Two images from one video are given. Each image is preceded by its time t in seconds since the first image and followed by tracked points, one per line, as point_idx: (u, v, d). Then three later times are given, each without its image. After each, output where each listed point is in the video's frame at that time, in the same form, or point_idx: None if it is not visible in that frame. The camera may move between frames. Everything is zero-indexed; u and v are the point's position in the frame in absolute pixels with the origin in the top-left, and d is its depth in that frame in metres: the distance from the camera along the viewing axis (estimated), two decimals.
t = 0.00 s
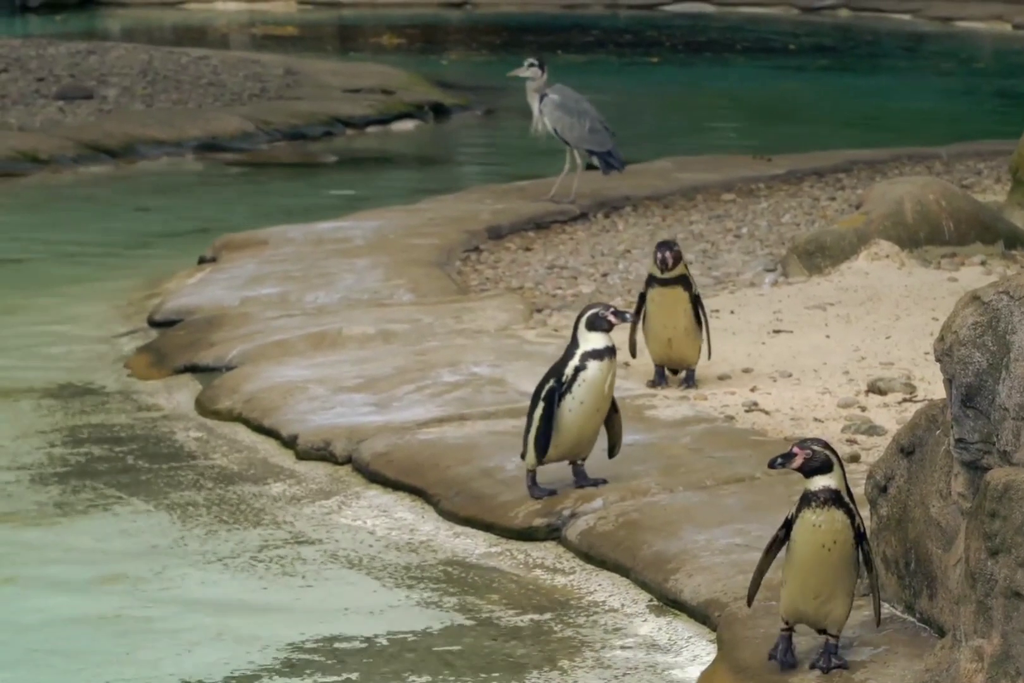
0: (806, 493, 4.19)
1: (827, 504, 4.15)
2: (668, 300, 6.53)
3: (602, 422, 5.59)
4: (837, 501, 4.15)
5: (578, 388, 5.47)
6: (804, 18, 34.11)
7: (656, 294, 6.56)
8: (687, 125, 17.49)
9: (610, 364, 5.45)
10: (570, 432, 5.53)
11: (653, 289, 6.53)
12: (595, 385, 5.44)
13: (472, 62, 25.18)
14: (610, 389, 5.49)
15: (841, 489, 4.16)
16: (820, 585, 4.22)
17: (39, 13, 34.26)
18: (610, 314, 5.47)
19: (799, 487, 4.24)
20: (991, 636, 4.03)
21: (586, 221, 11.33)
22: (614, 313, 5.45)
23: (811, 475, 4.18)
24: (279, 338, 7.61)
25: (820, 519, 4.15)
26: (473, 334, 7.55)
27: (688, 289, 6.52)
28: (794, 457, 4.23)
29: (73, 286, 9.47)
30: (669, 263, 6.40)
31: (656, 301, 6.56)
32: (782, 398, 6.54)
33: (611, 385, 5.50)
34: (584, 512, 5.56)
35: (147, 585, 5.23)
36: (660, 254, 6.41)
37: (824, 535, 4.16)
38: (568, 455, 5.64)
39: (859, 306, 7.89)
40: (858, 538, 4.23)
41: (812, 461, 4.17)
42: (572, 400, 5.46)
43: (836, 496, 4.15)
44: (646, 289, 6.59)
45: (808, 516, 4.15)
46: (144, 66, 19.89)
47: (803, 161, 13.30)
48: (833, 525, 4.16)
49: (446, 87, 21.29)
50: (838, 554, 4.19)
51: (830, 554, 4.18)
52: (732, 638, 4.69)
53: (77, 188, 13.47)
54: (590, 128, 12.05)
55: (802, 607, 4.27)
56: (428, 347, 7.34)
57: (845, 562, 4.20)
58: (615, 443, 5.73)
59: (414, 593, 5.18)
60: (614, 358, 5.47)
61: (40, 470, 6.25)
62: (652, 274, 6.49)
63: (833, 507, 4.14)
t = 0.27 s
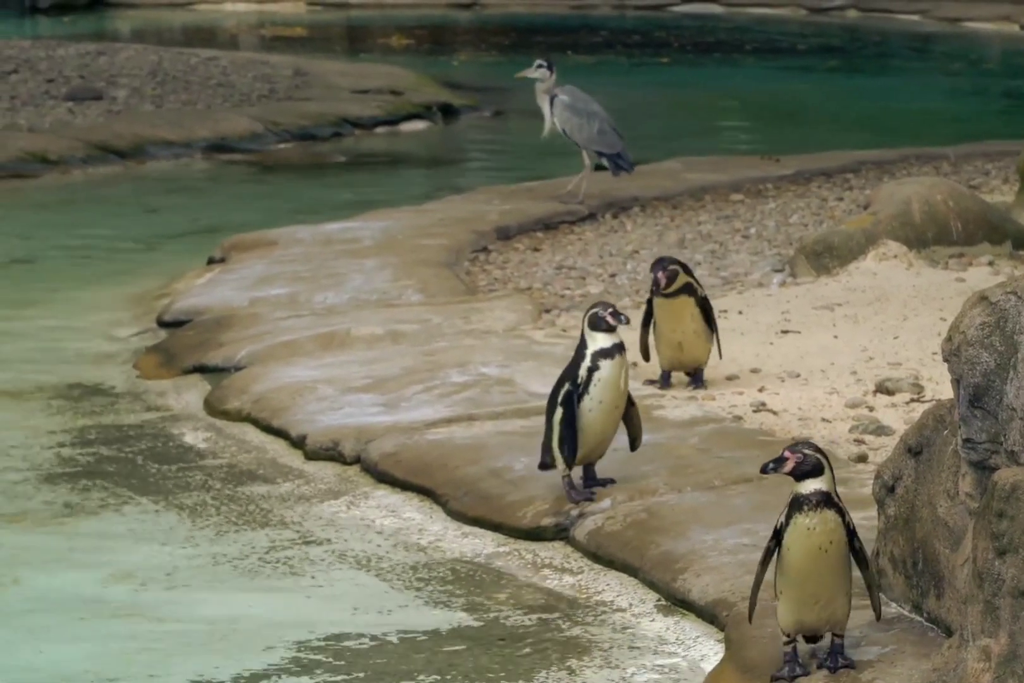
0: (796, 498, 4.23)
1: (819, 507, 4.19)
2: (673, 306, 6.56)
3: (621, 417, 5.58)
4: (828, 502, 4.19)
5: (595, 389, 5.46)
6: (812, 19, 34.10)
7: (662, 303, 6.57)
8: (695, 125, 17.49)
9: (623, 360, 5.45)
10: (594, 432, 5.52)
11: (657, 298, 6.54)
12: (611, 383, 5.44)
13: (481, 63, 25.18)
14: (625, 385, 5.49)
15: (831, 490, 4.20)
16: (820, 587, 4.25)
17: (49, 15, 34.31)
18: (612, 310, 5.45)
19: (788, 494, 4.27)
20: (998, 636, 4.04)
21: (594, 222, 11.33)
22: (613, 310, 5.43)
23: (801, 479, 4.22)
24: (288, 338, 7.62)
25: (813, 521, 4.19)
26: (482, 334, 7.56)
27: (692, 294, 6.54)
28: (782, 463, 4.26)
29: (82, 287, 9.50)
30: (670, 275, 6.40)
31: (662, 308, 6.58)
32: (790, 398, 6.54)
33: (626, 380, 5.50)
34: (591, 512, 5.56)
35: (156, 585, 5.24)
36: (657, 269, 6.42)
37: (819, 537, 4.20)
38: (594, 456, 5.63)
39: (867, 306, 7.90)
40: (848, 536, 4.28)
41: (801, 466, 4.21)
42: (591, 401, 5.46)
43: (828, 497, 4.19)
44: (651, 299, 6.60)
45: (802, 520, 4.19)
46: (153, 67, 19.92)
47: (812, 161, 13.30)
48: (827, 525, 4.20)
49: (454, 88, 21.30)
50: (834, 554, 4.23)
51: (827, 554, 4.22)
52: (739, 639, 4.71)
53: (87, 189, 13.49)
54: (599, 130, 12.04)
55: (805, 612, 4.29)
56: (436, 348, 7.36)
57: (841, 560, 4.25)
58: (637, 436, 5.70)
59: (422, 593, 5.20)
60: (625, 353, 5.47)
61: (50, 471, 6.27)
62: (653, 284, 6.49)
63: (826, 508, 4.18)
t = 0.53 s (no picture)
0: (777, 496, 4.27)
1: (796, 507, 4.22)
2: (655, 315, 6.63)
3: (618, 423, 5.55)
4: (804, 502, 4.21)
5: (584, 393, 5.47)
6: (813, 18, 34.11)
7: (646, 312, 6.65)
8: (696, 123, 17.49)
9: (614, 365, 5.44)
10: (584, 436, 5.52)
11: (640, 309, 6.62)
12: (600, 387, 5.44)
13: (482, 62, 25.19)
14: (617, 390, 5.47)
15: (809, 490, 4.22)
16: (803, 587, 4.27)
17: (51, 14, 34.31)
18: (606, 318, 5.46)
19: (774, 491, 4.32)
20: (999, 633, 4.06)
21: (595, 220, 11.34)
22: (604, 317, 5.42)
23: (781, 478, 4.26)
24: (289, 336, 7.63)
25: (789, 521, 4.23)
26: (483, 332, 7.57)
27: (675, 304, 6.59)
28: (766, 460, 4.31)
29: (84, 285, 9.50)
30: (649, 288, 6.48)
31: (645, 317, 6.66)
32: (791, 396, 6.55)
33: (619, 385, 5.48)
34: (592, 510, 5.57)
35: (157, 583, 5.25)
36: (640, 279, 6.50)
37: (794, 538, 4.22)
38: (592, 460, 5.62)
39: (868, 304, 7.91)
40: (836, 535, 4.27)
41: (781, 464, 4.25)
42: (580, 405, 5.47)
43: (804, 498, 4.21)
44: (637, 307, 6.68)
45: (777, 520, 4.23)
46: (155, 66, 19.92)
47: (813, 160, 13.31)
48: (802, 526, 4.22)
49: (456, 87, 21.31)
50: (814, 555, 4.24)
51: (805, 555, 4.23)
52: (740, 637, 4.73)
53: (89, 188, 13.50)
54: (599, 129, 12.03)
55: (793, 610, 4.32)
56: (438, 346, 7.36)
57: (823, 561, 4.24)
58: (634, 439, 5.64)
59: (423, 591, 5.20)
60: (619, 359, 5.45)
61: (52, 469, 6.28)
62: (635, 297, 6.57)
63: (800, 509, 4.20)
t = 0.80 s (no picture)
0: (783, 491, 4.31)
1: (798, 502, 4.25)
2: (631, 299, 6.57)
3: (625, 420, 5.48)
4: (807, 499, 4.24)
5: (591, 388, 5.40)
6: (810, 13, 34.10)
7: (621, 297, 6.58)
8: (693, 118, 17.49)
9: (624, 363, 5.35)
10: (588, 431, 5.47)
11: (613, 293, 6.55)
12: (606, 384, 5.37)
13: (480, 57, 25.19)
14: (624, 388, 5.39)
15: (812, 487, 4.25)
16: (801, 584, 4.29)
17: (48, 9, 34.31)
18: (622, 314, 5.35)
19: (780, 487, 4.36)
20: (996, 628, 4.07)
21: (592, 215, 11.35)
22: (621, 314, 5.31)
23: (786, 473, 4.29)
24: (286, 332, 7.63)
25: (790, 516, 4.26)
26: (480, 328, 7.58)
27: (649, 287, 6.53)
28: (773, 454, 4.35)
29: (82, 281, 9.51)
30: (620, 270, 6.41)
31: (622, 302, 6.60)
32: (787, 391, 6.56)
33: (627, 383, 5.40)
34: (589, 504, 5.58)
35: (156, 577, 5.26)
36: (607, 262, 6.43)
37: (795, 533, 4.26)
38: (595, 455, 5.58)
39: (864, 299, 7.91)
40: (838, 537, 4.28)
41: (786, 458, 4.29)
42: (586, 400, 5.41)
43: (808, 494, 4.24)
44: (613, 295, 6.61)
45: (779, 514, 4.27)
46: (153, 61, 19.92)
47: (810, 155, 13.31)
48: (803, 522, 4.25)
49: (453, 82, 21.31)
50: (814, 552, 4.26)
51: (804, 551, 4.26)
52: (737, 632, 4.74)
53: (87, 184, 13.50)
54: (595, 123, 12.03)
55: (789, 608, 4.34)
56: (435, 341, 7.37)
57: (823, 560, 4.26)
58: (642, 441, 5.63)
59: (421, 585, 5.21)
60: (629, 357, 5.36)
61: (49, 464, 6.29)
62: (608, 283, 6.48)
63: (803, 504, 4.24)
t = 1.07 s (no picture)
0: (789, 482, 4.32)
1: (807, 494, 4.27)
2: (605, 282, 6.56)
3: (638, 412, 5.50)
4: (816, 490, 4.26)
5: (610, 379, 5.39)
6: (809, 8, 34.11)
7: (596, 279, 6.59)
8: (692, 114, 17.49)
9: (643, 357, 5.35)
10: (602, 422, 5.48)
11: (588, 271, 6.60)
12: (625, 377, 5.36)
13: (479, 52, 25.20)
14: (642, 381, 5.39)
15: (821, 479, 4.27)
16: (806, 577, 4.32)
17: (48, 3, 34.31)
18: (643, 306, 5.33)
19: (786, 478, 4.37)
20: (994, 621, 4.09)
21: (591, 210, 11.36)
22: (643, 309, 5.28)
23: (795, 464, 4.31)
24: (286, 325, 7.65)
25: (799, 508, 4.28)
26: (480, 321, 7.59)
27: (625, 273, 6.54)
28: (778, 443, 4.36)
29: (82, 275, 9.52)
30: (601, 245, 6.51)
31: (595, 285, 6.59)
32: (786, 385, 6.57)
33: (644, 377, 5.40)
34: (588, 498, 5.59)
35: (156, 570, 5.27)
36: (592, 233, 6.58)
37: (803, 525, 4.28)
38: (606, 444, 5.59)
39: (863, 293, 7.93)
40: (842, 530, 4.32)
41: (795, 450, 4.30)
42: (603, 391, 5.40)
43: (817, 486, 4.26)
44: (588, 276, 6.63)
45: (788, 505, 4.28)
46: (152, 56, 19.93)
47: (809, 150, 13.32)
48: (812, 514, 4.27)
49: (452, 78, 21.31)
50: (821, 545, 4.29)
51: (812, 544, 4.28)
52: (736, 624, 4.76)
53: (87, 179, 13.51)
54: (594, 117, 12.04)
55: (792, 600, 4.37)
56: (434, 335, 7.38)
57: (829, 553, 4.29)
58: (650, 435, 5.62)
59: (420, 579, 5.22)
60: (648, 350, 5.36)
61: (50, 456, 6.30)
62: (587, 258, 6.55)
63: (812, 497, 4.25)
